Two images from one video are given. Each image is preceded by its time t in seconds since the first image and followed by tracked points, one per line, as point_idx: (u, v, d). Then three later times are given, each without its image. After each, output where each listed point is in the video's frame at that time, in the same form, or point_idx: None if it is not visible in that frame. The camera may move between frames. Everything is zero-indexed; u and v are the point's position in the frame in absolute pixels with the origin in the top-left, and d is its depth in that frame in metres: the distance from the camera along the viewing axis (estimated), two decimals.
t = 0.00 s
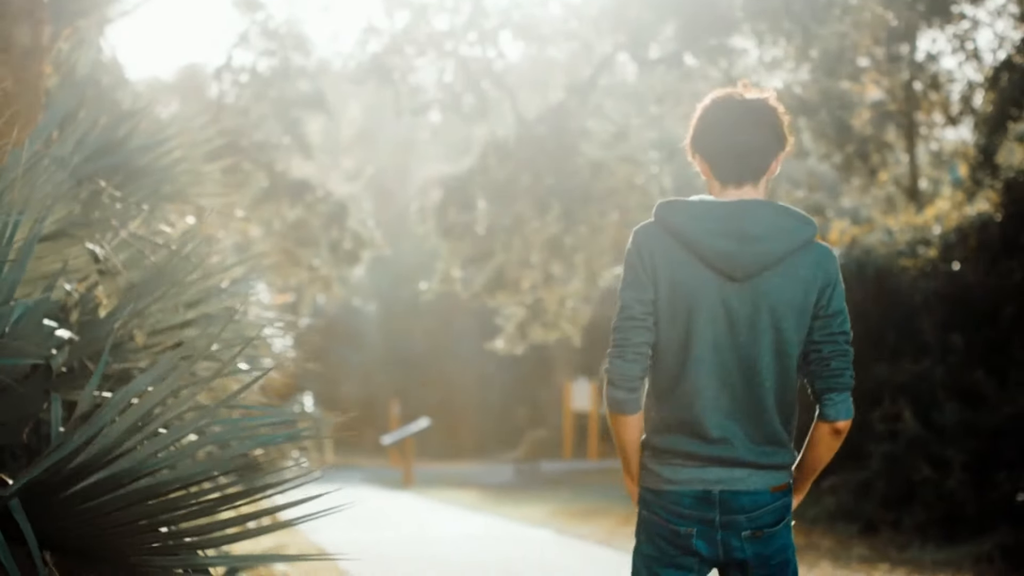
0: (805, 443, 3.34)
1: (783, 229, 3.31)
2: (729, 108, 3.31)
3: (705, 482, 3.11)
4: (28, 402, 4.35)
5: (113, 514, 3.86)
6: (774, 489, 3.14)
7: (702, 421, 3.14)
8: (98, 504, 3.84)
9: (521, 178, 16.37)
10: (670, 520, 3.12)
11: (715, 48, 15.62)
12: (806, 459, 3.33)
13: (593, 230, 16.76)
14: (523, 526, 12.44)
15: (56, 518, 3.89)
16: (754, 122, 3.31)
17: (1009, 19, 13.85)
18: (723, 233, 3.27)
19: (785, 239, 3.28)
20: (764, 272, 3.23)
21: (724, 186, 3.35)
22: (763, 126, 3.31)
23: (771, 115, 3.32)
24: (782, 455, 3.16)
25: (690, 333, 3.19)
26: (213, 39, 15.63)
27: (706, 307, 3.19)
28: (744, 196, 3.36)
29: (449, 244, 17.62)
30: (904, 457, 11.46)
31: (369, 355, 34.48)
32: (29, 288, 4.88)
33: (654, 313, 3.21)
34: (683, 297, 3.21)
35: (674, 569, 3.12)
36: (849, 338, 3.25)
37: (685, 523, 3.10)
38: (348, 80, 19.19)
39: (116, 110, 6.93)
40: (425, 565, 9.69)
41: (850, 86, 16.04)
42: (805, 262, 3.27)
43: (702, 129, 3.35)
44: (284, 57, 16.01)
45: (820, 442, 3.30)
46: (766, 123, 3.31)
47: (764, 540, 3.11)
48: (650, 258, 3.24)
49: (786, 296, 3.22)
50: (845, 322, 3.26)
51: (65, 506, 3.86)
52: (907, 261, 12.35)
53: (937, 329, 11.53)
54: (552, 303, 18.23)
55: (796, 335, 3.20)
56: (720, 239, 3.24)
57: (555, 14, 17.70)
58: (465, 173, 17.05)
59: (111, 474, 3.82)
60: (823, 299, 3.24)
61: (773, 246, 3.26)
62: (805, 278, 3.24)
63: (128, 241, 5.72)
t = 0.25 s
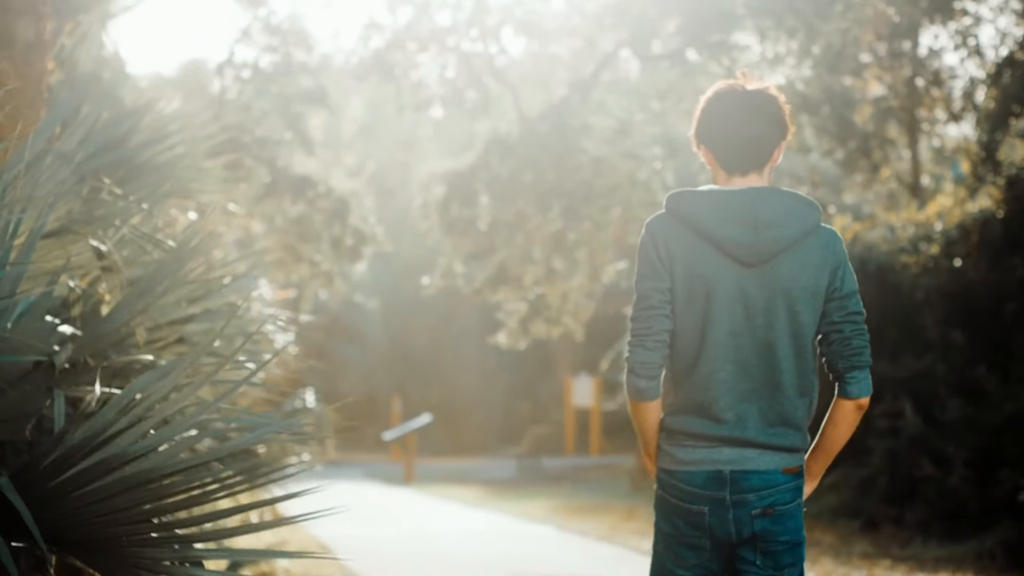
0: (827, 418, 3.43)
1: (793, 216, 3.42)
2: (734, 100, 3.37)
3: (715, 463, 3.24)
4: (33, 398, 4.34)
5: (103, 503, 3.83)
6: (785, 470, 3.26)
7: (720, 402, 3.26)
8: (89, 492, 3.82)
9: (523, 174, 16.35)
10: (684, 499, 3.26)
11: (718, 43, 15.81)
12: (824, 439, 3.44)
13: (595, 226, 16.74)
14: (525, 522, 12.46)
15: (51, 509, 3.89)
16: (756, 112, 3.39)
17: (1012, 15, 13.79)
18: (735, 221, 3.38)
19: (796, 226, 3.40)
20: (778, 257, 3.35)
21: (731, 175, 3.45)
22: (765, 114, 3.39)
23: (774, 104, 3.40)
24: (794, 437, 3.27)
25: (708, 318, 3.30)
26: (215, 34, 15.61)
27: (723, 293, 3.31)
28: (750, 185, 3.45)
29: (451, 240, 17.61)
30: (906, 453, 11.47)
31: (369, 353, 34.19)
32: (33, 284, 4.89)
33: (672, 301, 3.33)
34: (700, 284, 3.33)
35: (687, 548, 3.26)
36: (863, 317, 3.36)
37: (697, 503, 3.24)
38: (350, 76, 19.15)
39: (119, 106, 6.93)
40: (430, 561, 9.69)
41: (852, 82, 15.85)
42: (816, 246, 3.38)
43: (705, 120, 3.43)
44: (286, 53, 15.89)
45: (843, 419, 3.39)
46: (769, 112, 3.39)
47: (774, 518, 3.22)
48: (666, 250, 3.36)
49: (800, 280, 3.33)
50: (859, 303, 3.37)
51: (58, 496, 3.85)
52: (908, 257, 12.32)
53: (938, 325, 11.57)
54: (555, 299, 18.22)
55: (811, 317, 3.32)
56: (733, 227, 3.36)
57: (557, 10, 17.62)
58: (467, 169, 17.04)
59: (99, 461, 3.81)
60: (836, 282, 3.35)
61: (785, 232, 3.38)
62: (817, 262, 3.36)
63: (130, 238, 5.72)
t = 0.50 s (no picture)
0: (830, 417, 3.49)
1: (794, 221, 3.50)
2: (734, 109, 3.45)
3: (723, 461, 3.28)
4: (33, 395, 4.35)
5: (90, 485, 3.89)
6: (792, 467, 3.30)
7: (728, 403, 3.32)
8: (75, 476, 3.88)
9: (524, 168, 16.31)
10: (694, 498, 3.30)
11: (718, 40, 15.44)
12: (830, 438, 3.49)
13: (596, 220, 16.73)
14: (525, 517, 12.46)
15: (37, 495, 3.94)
16: (755, 118, 3.46)
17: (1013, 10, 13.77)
18: (737, 227, 3.45)
19: (796, 230, 3.47)
20: (781, 261, 3.42)
21: (733, 183, 3.53)
22: (764, 122, 3.46)
23: (770, 111, 3.47)
24: (800, 435, 3.32)
25: (714, 322, 3.36)
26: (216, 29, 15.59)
27: (729, 296, 3.37)
28: (751, 192, 3.53)
29: (453, 234, 17.61)
30: (907, 448, 11.54)
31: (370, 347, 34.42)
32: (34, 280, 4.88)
33: (677, 307, 3.39)
34: (706, 289, 3.39)
35: (698, 545, 3.30)
36: (864, 317, 3.43)
37: (706, 500, 3.28)
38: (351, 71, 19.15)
39: (120, 101, 6.87)
40: (433, 555, 9.72)
41: (853, 77, 15.89)
42: (817, 249, 3.46)
43: (706, 129, 3.50)
44: (286, 48, 15.89)
45: (846, 415, 3.45)
46: (767, 118, 3.46)
47: (781, 512, 3.26)
48: (670, 257, 3.43)
49: (803, 282, 3.41)
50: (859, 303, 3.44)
51: (44, 481, 3.91)
52: (909, 252, 12.33)
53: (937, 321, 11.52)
54: (556, 293, 18.22)
55: (814, 318, 3.39)
56: (736, 233, 3.43)
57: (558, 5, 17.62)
58: (468, 164, 17.03)
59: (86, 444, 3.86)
60: (837, 283, 3.43)
61: (787, 235, 3.45)
62: (818, 264, 3.43)
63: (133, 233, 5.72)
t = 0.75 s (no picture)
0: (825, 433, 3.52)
1: (785, 239, 3.53)
2: (727, 138, 3.53)
3: (721, 474, 3.34)
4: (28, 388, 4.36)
5: (81, 464, 3.88)
6: (790, 478, 3.33)
7: (725, 422, 3.37)
8: (65, 454, 3.86)
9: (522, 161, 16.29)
10: (696, 511, 3.36)
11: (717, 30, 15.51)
12: (828, 450, 3.51)
13: (595, 212, 16.75)
14: (523, 509, 12.51)
15: (24, 477, 3.91)
16: (748, 144, 3.54)
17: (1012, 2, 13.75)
18: (730, 247, 3.51)
19: (788, 248, 3.51)
20: (773, 279, 3.46)
21: (728, 208, 3.61)
22: (758, 149, 3.54)
23: (763, 139, 3.55)
24: (796, 448, 3.35)
25: (709, 342, 3.43)
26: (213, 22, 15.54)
27: (723, 315, 3.43)
28: (746, 215, 3.60)
29: (451, 226, 17.63)
30: (904, 439, 11.72)
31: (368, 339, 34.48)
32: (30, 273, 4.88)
33: (673, 328, 3.47)
34: (700, 309, 3.45)
35: (701, 556, 3.35)
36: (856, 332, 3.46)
37: (706, 512, 3.33)
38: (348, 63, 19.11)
39: (117, 94, 6.86)
40: (431, 548, 9.72)
41: (851, 70, 15.89)
42: (808, 267, 3.50)
43: (701, 156, 3.58)
44: (284, 40, 15.76)
45: (838, 428, 3.48)
46: (760, 146, 3.54)
47: (780, 519, 3.29)
48: (667, 280, 3.50)
49: (795, 299, 3.45)
50: (852, 319, 3.47)
51: (31, 462, 3.89)
52: (907, 245, 12.35)
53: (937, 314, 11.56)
54: (553, 285, 18.20)
55: (807, 334, 3.43)
56: (729, 252, 3.49)
57: None
58: (466, 156, 17.02)
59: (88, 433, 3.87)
60: (829, 299, 3.46)
61: (778, 252, 3.49)
62: (810, 281, 3.47)
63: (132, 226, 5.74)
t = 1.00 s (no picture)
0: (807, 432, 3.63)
1: (762, 244, 3.69)
2: (713, 145, 3.73)
3: (712, 472, 3.56)
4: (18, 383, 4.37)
5: (70, 450, 3.89)
6: (778, 475, 3.53)
7: (709, 422, 3.59)
8: (53, 441, 3.86)
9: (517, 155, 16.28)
10: (691, 505, 3.60)
11: (711, 27, 15.61)
12: (811, 446, 3.62)
13: (589, 207, 16.72)
14: (516, 504, 12.54)
15: (12, 463, 3.91)
16: (734, 151, 3.73)
17: None
18: (711, 253, 3.69)
19: (764, 251, 3.68)
20: (750, 283, 3.64)
21: (715, 215, 3.81)
22: (743, 157, 3.73)
23: (749, 147, 3.75)
24: (782, 445, 3.54)
25: (691, 346, 3.64)
26: (206, 17, 15.49)
27: (703, 320, 3.64)
28: (729, 221, 3.79)
29: (446, 221, 17.61)
30: (898, 435, 11.78)
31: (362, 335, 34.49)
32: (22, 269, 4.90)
33: (659, 332, 3.69)
34: (682, 315, 3.67)
35: (696, 549, 3.58)
36: (833, 330, 3.59)
37: (699, 508, 3.57)
38: (343, 59, 19.06)
39: (110, 90, 6.83)
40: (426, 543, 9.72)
41: (845, 65, 15.87)
42: (784, 269, 3.66)
43: (688, 166, 3.79)
44: (278, 35, 15.86)
45: (818, 425, 3.58)
46: (744, 154, 3.74)
47: (769, 517, 3.49)
48: (650, 288, 3.72)
49: (772, 301, 3.62)
50: (829, 317, 3.61)
51: (18, 448, 3.88)
52: (901, 240, 12.37)
53: (929, 309, 11.59)
54: (548, 281, 18.18)
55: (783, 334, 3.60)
56: (709, 259, 3.68)
57: None
58: (461, 151, 16.99)
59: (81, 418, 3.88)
60: (805, 299, 3.62)
61: (753, 256, 3.66)
62: (786, 282, 3.64)
63: (127, 222, 5.76)
